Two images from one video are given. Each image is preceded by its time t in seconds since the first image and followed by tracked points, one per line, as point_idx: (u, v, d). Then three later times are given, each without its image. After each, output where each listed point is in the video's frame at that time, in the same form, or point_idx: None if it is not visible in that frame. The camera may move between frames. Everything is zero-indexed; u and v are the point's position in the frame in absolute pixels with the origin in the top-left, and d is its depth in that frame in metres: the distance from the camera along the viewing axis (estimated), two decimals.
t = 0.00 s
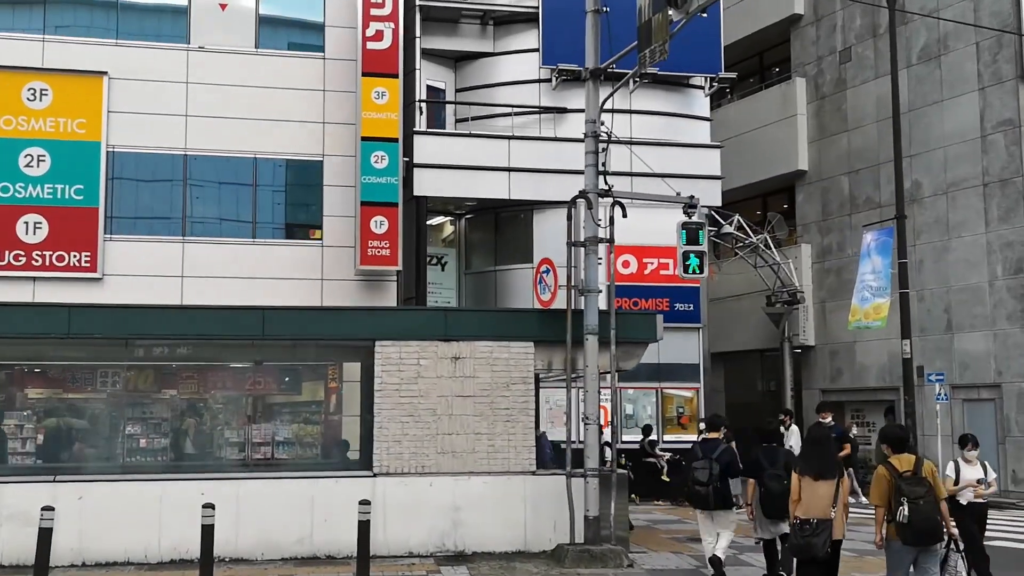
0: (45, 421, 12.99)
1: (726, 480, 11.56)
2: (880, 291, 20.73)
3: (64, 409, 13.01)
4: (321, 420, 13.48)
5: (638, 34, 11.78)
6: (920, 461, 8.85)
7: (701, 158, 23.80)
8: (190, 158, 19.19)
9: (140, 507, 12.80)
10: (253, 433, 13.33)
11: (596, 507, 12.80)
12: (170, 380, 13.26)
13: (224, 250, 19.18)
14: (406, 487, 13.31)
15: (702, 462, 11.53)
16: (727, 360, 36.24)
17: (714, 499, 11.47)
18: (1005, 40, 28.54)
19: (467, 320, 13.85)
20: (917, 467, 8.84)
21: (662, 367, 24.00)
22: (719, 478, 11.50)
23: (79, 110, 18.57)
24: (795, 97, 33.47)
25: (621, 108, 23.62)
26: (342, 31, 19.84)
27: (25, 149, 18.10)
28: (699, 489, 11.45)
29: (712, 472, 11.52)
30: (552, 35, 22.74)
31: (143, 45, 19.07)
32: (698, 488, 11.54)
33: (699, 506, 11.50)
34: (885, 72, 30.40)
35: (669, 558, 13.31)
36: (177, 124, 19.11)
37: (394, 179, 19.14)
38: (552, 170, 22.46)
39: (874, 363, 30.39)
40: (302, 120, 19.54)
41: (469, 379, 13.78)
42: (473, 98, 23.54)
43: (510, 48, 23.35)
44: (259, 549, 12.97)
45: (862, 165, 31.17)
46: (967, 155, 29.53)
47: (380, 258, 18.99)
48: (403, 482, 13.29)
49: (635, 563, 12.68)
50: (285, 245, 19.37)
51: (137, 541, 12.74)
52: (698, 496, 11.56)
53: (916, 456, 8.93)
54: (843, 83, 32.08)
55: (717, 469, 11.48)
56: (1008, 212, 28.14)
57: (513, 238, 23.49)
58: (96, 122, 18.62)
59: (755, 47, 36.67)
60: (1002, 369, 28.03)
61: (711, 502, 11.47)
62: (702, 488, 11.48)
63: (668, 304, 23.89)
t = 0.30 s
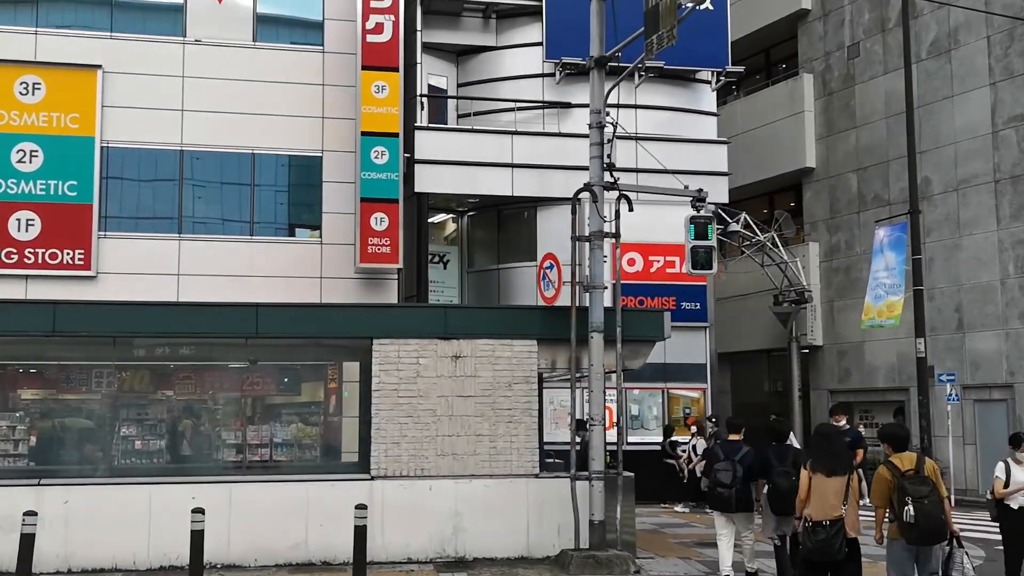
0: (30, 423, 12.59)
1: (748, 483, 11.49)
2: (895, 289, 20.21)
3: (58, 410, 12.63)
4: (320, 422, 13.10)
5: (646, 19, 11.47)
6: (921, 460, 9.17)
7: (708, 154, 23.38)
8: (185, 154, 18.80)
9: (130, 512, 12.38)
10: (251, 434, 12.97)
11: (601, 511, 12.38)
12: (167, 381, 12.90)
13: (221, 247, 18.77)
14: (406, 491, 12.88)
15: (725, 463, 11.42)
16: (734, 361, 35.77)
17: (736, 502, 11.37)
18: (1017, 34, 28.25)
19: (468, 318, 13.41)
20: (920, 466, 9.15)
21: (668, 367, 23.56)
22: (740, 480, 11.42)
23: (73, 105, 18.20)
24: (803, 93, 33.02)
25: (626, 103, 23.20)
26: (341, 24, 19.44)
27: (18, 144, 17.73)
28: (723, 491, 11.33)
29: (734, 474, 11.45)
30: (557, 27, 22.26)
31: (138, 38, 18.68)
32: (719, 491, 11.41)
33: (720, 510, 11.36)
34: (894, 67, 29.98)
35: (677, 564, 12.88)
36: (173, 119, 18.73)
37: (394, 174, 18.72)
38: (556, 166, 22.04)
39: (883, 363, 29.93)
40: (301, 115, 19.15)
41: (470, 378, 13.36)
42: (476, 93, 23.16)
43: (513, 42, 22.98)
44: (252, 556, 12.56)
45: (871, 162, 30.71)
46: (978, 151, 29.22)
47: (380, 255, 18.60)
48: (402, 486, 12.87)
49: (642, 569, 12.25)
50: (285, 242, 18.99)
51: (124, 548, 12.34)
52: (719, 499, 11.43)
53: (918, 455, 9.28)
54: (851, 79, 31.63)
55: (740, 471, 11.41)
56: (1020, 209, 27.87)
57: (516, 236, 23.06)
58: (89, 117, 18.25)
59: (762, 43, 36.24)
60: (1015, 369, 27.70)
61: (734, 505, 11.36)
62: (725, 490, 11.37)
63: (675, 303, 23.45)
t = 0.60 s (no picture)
0: (7, 425, 12.18)
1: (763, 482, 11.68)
2: (903, 286, 19.86)
3: (44, 410, 12.22)
4: (315, 423, 12.63)
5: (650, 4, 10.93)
6: (929, 468, 8.70)
7: (711, 150, 22.93)
8: (176, 148, 18.39)
9: (111, 516, 11.97)
10: (243, 436, 12.52)
11: (601, 516, 11.95)
12: (158, 382, 12.45)
13: (212, 243, 18.40)
14: (401, 495, 12.48)
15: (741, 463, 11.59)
16: (737, 360, 35.34)
17: (754, 501, 11.54)
18: None
19: (464, 316, 12.99)
20: (926, 474, 8.69)
21: (670, 367, 23.12)
22: (758, 479, 11.59)
23: (61, 98, 17.76)
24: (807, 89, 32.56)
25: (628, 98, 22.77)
26: (336, 17, 19.02)
27: (3, 138, 17.25)
28: (739, 489, 11.49)
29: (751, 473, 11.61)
30: (557, 19, 21.88)
31: (129, 30, 18.28)
32: (736, 490, 11.57)
33: (739, 509, 11.53)
34: (900, 62, 29.52)
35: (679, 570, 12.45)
36: (163, 112, 18.29)
37: (391, 170, 18.27)
38: (557, 162, 21.61)
39: (889, 362, 29.47)
40: (295, 109, 18.71)
41: (465, 378, 12.93)
42: (475, 87, 22.75)
43: (513, 35, 22.55)
44: (237, 563, 12.15)
45: (876, 159, 30.26)
46: (985, 147, 28.79)
47: (376, 252, 18.18)
48: (394, 490, 12.46)
49: None
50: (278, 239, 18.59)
51: (103, 554, 11.93)
52: (735, 498, 11.61)
53: (926, 462, 8.81)
54: (856, 74, 31.19)
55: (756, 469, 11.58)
56: None
57: (515, 233, 22.66)
58: (78, 111, 17.81)
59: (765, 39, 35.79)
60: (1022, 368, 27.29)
61: (751, 504, 11.56)
62: (743, 489, 11.52)
63: (677, 301, 23.03)
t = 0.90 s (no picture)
0: None
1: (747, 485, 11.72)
2: (890, 283, 19.45)
3: None
4: (293, 424, 12.21)
5: None
6: (913, 464, 8.50)
7: (695, 146, 22.55)
8: (146, 142, 17.87)
9: (68, 524, 11.48)
10: (216, 437, 12.07)
11: (580, 521, 11.55)
12: (128, 383, 11.97)
13: (182, 239, 17.92)
14: (374, 499, 12.04)
15: (727, 465, 11.65)
16: (722, 360, 35.02)
17: (739, 503, 11.52)
18: (1009, 26, 27.56)
19: (440, 313, 12.54)
20: (910, 470, 8.49)
21: (653, 366, 22.75)
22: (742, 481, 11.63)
23: (26, 89, 17.18)
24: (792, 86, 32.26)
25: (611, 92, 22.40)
26: (311, 8, 18.56)
27: None
28: (726, 492, 11.54)
29: (736, 475, 11.69)
30: (539, 11, 21.54)
31: (97, 20, 17.76)
32: (722, 492, 11.59)
33: (724, 511, 11.51)
34: (885, 59, 29.25)
35: None
36: (133, 104, 17.75)
37: (369, 164, 17.82)
38: (538, 158, 21.20)
39: (874, 362, 29.19)
40: (269, 102, 18.23)
41: (440, 379, 12.49)
42: (455, 80, 22.36)
43: (493, 28, 22.15)
44: (200, 572, 11.69)
45: (861, 156, 29.98)
46: (970, 145, 28.55)
47: (353, 249, 17.70)
48: (365, 495, 12.02)
49: None
50: (250, 235, 18.11)
51: (60, 564, 11.44)
52: (721, 501, 11.60)
53: (911, 458, 8.59)
54: (841, 72, 30.90)
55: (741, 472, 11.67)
56: (1012, 204, 27.17)
57: (496, 230, 22.23)
58: (43, 102, 17.23)
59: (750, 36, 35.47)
60: (1007, 367, 27.07)
61: (737, 507, 11.50)
62: (729, 492, 11.55)
63: (661, 299, 22.65)
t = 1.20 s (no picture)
0: None
1: (690, 479, 11.83)
2: (839, 281, 19.32)
3: None
4: (230, 427, 11.66)
5: None
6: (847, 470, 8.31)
7: (644, 142, 22.26)
8: (74, 131, 17.05)
9: None
10: (148, 441, 11.47)
11: (524, 527, 11.15)
12: (57, 383, 11.30)
13: (113, 234, 17.11)
14: (308, 507, 11.51)
15: (668, 459, 11.75)
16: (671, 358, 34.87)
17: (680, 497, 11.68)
18: (952, 27, 27.72)
19: (376, 311, 12.03)
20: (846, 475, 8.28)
21: (602, 364, 22.39)
22: (684, 475, 11.77)
23: None
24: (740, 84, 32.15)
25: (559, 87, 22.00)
26: None
27: None
28: (666, 486, 11.67)
29: (678, 469, 11.80)
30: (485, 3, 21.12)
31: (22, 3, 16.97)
32: (664, 486, 11.73)
33: (665, 504, 11.69)
34: (832, 58, 29.24)
35: None
36: (60, 92, 17.00)
37: (309, 157, 17.25)
38: (484, 153, 20.75)
39: (820, 360, 29.19)
40: (205, 92, 17.52)
41: (378, 380, 11.99)
42: (400, 73, 21.79)
43: (439, 20, 21.63)
44: None
45: (808, 155, 29.97)
46: (914, 144, 28.66)
47: (292, 245, 17.11)
48: (297, 503, 11.49)
49: None
50: (184, 229, 17.35)
51: None
52: (663, 494, 11.74)
53: (845, 465, 8.42)
54: (788, 70, 30.86)
55: (681, 464, 11.78)
56: (955, 203, 27.33)
57: (441, 226, 21.74)
58: None
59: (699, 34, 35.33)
60: (950, 365, 27.27)
61: (678, 500, 11.68)
62: (670, 484, 11.69)
63: (610, 297, 22.29)
